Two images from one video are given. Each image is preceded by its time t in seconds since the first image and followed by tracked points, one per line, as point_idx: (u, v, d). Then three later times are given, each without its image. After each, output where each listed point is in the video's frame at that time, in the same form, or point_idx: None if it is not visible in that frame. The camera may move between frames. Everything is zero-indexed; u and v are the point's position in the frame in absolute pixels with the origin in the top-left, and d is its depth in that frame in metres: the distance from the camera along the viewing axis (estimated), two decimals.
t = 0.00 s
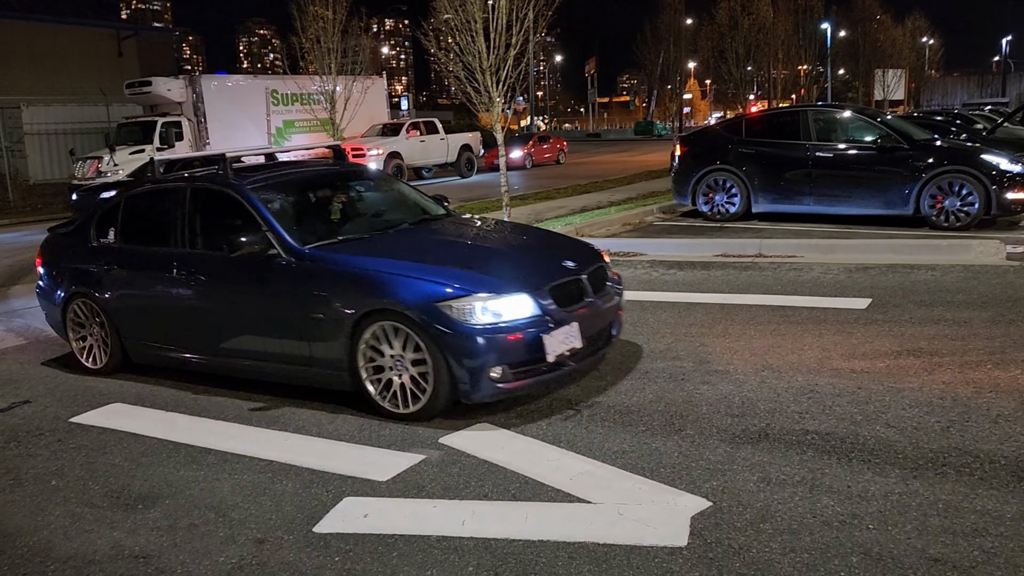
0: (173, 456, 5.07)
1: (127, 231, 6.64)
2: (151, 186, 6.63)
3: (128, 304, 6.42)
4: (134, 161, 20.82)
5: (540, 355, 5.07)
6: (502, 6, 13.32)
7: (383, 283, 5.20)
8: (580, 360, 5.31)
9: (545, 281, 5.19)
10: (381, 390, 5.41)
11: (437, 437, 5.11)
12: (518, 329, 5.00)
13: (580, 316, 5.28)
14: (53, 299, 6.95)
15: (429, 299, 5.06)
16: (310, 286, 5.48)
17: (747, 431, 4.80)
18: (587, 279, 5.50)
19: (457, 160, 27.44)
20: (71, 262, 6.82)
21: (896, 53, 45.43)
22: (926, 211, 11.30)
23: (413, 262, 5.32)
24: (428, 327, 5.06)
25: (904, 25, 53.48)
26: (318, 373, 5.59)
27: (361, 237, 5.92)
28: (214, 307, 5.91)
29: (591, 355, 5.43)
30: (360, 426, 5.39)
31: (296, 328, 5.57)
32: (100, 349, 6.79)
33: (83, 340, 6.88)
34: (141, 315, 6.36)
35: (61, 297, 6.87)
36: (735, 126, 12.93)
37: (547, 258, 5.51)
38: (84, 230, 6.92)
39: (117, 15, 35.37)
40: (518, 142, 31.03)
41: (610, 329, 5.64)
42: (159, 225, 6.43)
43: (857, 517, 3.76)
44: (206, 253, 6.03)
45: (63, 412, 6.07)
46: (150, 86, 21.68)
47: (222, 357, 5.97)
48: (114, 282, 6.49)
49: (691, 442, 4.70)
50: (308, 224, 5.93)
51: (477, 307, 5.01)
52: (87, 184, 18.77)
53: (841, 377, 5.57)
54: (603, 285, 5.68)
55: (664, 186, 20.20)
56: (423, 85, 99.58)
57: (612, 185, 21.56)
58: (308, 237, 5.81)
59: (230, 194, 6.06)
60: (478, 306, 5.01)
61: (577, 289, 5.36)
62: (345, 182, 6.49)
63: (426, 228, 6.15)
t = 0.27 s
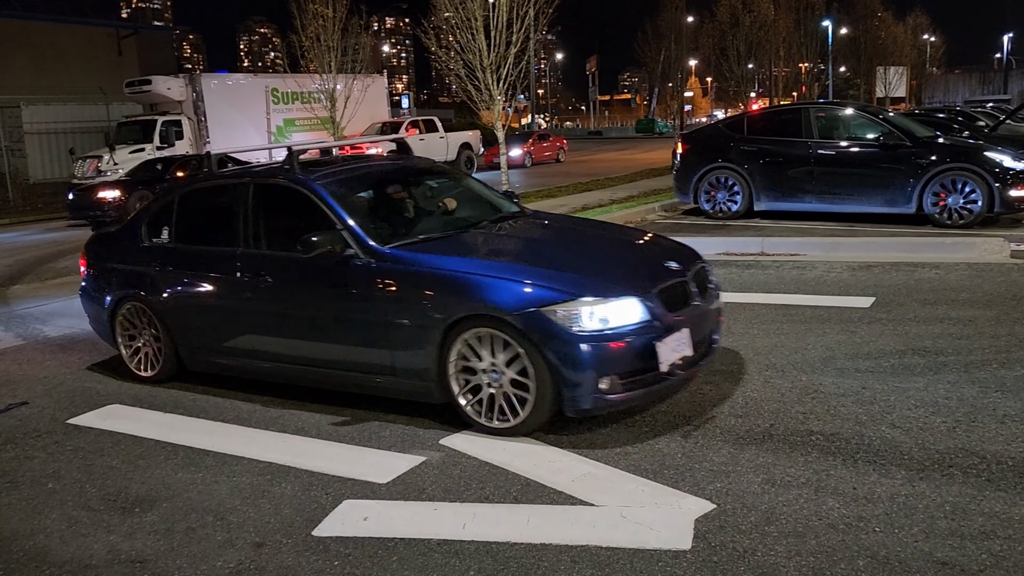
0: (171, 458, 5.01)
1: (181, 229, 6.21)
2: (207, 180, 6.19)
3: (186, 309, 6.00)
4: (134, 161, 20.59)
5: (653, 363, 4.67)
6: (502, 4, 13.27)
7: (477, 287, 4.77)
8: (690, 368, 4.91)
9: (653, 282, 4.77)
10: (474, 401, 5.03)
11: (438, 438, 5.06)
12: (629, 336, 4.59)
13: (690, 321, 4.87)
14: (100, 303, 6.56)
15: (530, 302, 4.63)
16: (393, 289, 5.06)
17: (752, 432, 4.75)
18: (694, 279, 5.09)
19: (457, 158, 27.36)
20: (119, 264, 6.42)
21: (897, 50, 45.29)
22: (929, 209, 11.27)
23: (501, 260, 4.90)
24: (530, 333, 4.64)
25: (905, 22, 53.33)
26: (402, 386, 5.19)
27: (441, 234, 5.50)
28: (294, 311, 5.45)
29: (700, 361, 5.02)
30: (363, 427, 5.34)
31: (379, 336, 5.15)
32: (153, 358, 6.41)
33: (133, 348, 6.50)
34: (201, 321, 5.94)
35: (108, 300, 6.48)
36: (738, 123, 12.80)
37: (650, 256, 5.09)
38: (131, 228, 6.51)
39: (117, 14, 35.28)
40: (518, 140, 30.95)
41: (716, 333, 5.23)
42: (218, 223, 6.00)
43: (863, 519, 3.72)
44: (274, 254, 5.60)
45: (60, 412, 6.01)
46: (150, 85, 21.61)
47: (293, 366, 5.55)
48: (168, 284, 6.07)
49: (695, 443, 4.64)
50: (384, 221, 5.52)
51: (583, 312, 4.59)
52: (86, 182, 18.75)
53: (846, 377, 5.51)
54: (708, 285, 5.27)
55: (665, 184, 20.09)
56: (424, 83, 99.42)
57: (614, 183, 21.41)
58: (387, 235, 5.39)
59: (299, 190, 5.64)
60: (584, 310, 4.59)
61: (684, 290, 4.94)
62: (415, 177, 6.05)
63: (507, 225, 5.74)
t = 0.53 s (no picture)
0: (173, 460, 4.98)
1: (250, 231, 5.83)
2: (277, 178, 5.78)
3: (257, 316, 5.62)
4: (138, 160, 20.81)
5: (795, 375, 4.28)
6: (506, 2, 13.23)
7: (590, 294, 4.37)
8: (825, 381, 4.51)
9: (786, 288, 4.36)
10: (588, 419, 4.62)
11: (441, 440, 5.02)
12: (766, 347, 4.18)
13: (824, 329, 4.48)
14: (159, 310, 6.19)
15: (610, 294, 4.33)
16: (495, 296, 4.66)
17: (758, 433, 4.70)
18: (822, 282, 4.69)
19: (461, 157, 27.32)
20: (180, 267, 6.04)
21: (904, 48, 45.09)
22: (937, 208, 11.20)
23: (616, 264, 4.49)
24: (658, 345, 4.23)
25: (911, 20, 53.12)
26: (507, 400, 4.79)
27: (538, 235, 5.09)
28: (357, 320, 5.14)
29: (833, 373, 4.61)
30: (367, 429, 5.30)
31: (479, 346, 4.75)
32: (217, 368, 6.05)
33: (195, 357, 6.14)
34: (275, 330, 5.55)
35: (169, 307, 6.11)
36: (743, 122, 12.71)
37: (774, 259, 4.68)
38: (192, 230, 6.13)
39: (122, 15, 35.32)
40: (523, 139, 30.89)
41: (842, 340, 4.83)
42: (291, 224, 5.61)
43: (871, 524, 3.66)
44: (360, 258, 5.20)
45: (62, 414, 5.97)
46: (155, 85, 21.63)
47: (381, 378, 5.16)
48: (237, 289, 5.68)
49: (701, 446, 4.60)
50: (475, 220, 5.11)
51: (716, 322, 4.17)
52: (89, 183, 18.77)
53: (852, 379, 5.45)
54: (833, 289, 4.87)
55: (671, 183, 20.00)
56: (429, 83, 99.44)
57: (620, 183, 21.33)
58: (481, 235, 4.98)
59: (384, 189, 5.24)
60: (716, 320, 4.17)
61: (814, 295, 4.55)
62: (500, 172, 5.66)
63: (606, 225, 5.33)
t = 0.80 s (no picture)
0: (181, 463, 4.98)
1: (335, 233, 5.47)
2: (367, 177, 5.38)
3: (349, 324, 5.25)
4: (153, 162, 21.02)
5: (971, 395, 3.84)
6: (518, 4, 13.23)
7: (731, 305, 3.95)
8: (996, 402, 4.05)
9: (956, 298, 3.92)
10: (734, 444, 4.17)
11: (449, 444, 5.00)
12: (941, 364, 3.73)
13: (994, 344, 4.03)
14: (234, 319, 5.83)
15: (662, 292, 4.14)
16: (620, 307, 4.25)
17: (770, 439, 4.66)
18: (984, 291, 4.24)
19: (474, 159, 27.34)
20: (258, 273, 5.69)
21: (919, 49, 44.76)
22: (952, 209, 11.19)
23: (761, 272, 4.06)
24: (820, 363, 3.79)
25: (927, 21, 52.74)
26: (597, 421, 4.49)
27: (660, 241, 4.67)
28: (418, 326, 4.96)
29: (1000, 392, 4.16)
30: (378, 432, 5.29)
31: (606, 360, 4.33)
32: (299, 380, 5.69)
33: (274, 368, 5.78)
34: (372, 340, 5.18)
35: (245, 314, 5.75)
36: (756, 123, 12.52)
37: (931, 266, 4.24)
38: (271, 233, 5.75)
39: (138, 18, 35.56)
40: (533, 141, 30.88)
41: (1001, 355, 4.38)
42: (385, 227, 5.22)
43: (884, 531, 3.61)
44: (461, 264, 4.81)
45: (73, 417, 5.98)
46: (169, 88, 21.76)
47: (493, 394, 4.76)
48: (322, 298, 5.33)
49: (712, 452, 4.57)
50: (589, 224, 4.70)
51: (885, 337, 3.72)
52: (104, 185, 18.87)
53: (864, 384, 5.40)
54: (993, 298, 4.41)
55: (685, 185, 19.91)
56: (442, 85, 99.65)
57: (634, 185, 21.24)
58: (597, 240, 4.57)
59: (488, 189, 4.84)
60: (887, 335, 3.72)
61: (981, 306, 4.10)
62: (607, 172, 5.30)
63: (728, 229, 4.90)
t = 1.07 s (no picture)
0: (199, 468, 5.01)
1: (437, 239, 5.13)
2: (476, 180, 5.00)
3: (458, 338, 4.90)
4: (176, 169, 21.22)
5: None
6: (536, 10, 13.23)
7: (916, 326, 3.54)
8: None
9: None
10: (912, 472, 3.74)
11: (465, 450, 5.00)
12: None
13: None
14: (323, 332, 5.51)
15: (773, 301, 3.89)
16: (778, 324, 3.86)
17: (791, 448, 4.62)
18: None
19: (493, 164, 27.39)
20: (351, 281, 5.37)
21: (944, 52, 44.26)
22: (975, 214, 10.92)
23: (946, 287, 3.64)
24: None
25: (951, 23, 52.15)
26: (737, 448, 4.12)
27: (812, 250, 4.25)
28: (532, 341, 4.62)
29: None
30: (394, 438, 5.29)
31: (764, 380, 3.93)
32: (393, 400, 5.38)
33: (366, 386, 5.46)
34: (486, 355, 4.82)
35: (338, 326, 5.42)
36: (776, 128, 12.45)
37: None
38: (367, 239, 5.42)
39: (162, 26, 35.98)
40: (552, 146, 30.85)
41: None
42: (500, 234, 4.85)
43: (903, 543, 3.57)
44: (588, 275, 4.44)
45: (94, 421, 6.03)
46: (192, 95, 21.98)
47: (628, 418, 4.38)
48: (425, 309, 5.01)
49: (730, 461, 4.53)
50: (732, 231, 4.30)
51: None
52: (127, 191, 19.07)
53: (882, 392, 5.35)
54: None
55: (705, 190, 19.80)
56: (462, 91, 99.93)
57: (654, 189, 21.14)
58: (744, 250, 4.18)
59: (617, 192, 4.45)
60: None
61: None
62: (739, 173, 4.88)
63: (882, 236, 4.47)
